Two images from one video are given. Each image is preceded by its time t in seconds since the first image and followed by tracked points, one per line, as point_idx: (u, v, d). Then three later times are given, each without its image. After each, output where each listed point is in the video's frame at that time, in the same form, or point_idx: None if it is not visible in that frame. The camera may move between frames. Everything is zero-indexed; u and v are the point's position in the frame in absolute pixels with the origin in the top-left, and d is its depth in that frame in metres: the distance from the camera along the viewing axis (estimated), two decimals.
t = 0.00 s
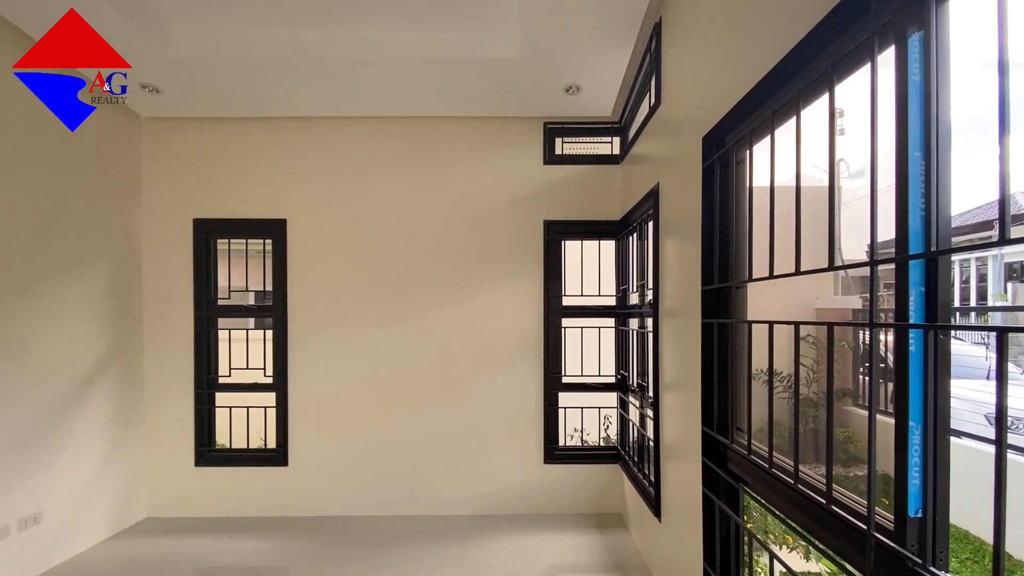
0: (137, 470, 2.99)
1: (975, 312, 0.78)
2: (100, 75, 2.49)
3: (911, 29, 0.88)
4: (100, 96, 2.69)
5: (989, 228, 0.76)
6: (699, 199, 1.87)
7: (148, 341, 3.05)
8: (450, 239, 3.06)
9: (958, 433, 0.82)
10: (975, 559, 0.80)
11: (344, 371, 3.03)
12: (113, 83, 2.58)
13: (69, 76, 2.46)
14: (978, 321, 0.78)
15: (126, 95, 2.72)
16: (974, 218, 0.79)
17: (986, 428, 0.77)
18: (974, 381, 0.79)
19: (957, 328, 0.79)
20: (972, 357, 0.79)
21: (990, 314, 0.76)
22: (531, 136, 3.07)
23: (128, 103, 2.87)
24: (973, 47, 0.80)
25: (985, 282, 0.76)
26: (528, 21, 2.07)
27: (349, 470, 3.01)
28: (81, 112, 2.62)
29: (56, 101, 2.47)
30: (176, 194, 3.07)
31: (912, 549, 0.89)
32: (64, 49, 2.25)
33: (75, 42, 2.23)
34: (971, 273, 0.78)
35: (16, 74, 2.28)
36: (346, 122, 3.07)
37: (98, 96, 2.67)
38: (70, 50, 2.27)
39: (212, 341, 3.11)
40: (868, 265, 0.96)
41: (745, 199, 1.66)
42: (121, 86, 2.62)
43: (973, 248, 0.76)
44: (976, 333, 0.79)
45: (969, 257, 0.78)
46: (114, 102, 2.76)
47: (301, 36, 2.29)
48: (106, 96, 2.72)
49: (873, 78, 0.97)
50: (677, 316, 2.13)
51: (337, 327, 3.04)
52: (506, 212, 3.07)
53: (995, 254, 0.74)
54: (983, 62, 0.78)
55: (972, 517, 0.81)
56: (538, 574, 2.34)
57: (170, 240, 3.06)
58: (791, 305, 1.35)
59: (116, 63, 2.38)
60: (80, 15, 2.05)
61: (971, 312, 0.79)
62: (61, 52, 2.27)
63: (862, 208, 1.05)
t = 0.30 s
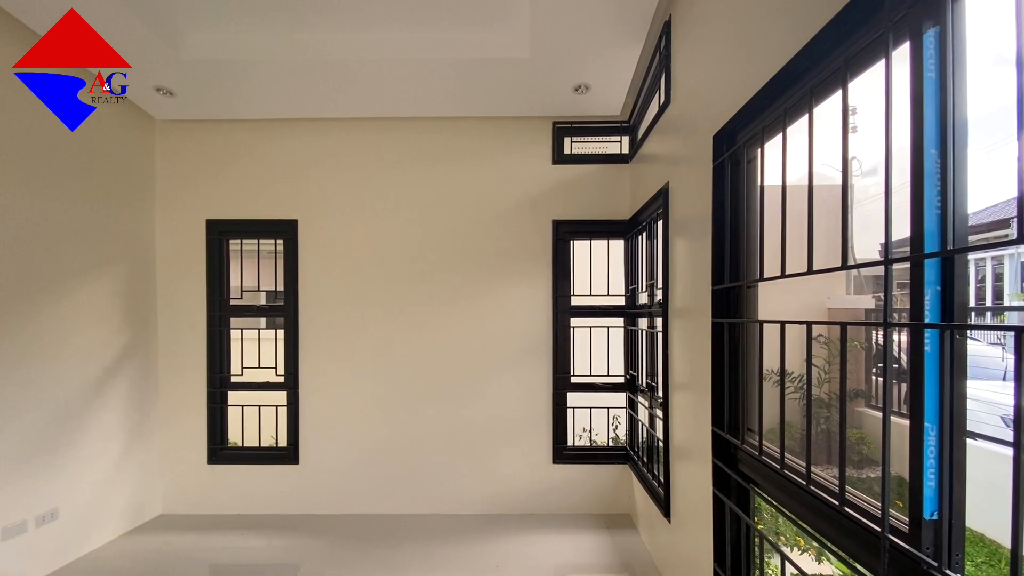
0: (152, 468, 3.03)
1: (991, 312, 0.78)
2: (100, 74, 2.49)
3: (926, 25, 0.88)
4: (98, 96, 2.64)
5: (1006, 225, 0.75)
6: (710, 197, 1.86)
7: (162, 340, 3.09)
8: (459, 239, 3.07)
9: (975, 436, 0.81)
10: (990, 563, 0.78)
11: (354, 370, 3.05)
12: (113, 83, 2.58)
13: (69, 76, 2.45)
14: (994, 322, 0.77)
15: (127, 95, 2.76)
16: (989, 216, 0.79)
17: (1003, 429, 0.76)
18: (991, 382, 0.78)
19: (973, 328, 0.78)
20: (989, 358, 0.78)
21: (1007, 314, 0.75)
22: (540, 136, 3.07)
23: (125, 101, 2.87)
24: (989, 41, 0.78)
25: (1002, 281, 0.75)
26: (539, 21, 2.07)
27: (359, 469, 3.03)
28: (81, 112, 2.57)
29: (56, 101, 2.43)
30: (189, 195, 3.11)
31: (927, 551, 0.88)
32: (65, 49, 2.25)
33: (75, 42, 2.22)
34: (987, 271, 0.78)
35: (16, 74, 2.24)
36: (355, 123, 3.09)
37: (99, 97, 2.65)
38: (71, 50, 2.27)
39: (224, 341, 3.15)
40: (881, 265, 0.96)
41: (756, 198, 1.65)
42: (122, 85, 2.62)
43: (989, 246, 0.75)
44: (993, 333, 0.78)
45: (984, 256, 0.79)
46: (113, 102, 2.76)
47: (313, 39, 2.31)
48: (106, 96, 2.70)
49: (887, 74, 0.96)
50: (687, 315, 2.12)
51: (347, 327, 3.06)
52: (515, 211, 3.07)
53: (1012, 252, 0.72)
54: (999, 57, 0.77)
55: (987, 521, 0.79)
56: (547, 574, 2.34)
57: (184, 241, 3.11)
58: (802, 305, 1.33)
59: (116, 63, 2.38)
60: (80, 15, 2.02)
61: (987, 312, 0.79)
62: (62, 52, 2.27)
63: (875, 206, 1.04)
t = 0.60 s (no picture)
0: (166, 466, 3.08)
1: (1009, 312, 0.77)
2: (99, 74, 2.50)
3: (942, 22, 0.87)
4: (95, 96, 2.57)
5: (1020, 225, 0.75)
6: (720, 196, 1.85)
7: (176, 340, 3.14)
8: (468, 240, 3.08)
9: (992, 438, 0.80)
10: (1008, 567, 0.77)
11: (364, 370, 3.07)
12: (113, 83, 2.58)
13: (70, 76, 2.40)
14: (1012, 322, 0.76)
15: (125, 96, 2.72)
16: (1005, 215, 0.77)
17: (1021, 432, 0.75)
18: (1009, 383, 0.77)
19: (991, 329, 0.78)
20: (1006, 360, 0.77)
21: None
22: (549, 136, 3.07)
23: (127, 102, 2.81)
24: (1006, 37, 0.77)
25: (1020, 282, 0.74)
26: (549, 21, 2.07)
27: (368, 468, 3.05)
28: (82, 113, 2.50)
29: (56, 101, 2.37)
30: (202, 197, 3.16)
31: (944, 555, 0.87)
32: (65, 50, 2.25)
33: (75, 43, 2.22)
34: (1004, 271, 0.77)
35: (16, 74, 2.19)
36: (365, 125, 3.12)
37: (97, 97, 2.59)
38: (71, 51, 2.27)
39: (237, 341, 3.18)
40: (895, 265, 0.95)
41: (767, 198, 1.63)
42: (120, 85, 2.60)
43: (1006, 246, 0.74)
44: (1010, 334, 0.77)
45: (1003, 255, 0.78)
46: (113, 102, 2.70)
47: (325, 41, 2.33)
48: (106, 96, 2.65)
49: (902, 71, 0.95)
50: (698, 315, 2.10)
51: (357, 327, 3.08)
52: (524, 212, 3.08)
53: None
54: (1017, 54, 0.76)
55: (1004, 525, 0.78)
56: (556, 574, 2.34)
57: (198, 241, 3.15)
58: (813, 305, 1.33)
59: (116, 63, 2.38)
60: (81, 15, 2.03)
61: (1004, 313, 0.78)
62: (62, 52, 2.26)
63: (889, 204, 1.03)
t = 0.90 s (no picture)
0: (180, 464, 3.12)
1: None
2: (100, 74, 2.51)
3: (959, 17, 0.85)
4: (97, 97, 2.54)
5: None
6: (731, 195, 1.83)
7: (190, 339, 3.18)
8: (477, 240, 3.09)
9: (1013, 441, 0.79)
10: None
11: (375, 370, 3.09)
12: (113, 83, 2.59)
13: (70, 77, 2.37)
14: None
15: (126, 96, 2.68)
16: None
17: None
18: None
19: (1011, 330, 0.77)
20: None
21: None
22: (558, 136, 3.07)
23: (127, 102, 2.75)
24: None
25: None
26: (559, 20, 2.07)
27: (378, 467, 3.07)
28: (82, 113, 2.46)
29: (56, 101, 2.33)
30: (215, 198, 3.20)
31: (962, 559, 0.85)
32: (66, 49, 2.24)
33: (76, 42, 2.22)
34: None
35: (16, 74, 2.15)
36: (375, 126, 3.14)
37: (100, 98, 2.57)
38: (72, 50, 2.26)
39: (249, 340, 3.22)
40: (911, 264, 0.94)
41: (779, 196, 1.62)
42: (119, 85, 2.62)
43: None
44: None
45: (1022, 254, 0.77)
46: (114, 103, 2.66)
47: (336, 44, 2.36)
48: (106, 96, 2.60)
49: (919, 67, 0.94)
50: (708, 316, 2.09)
51: (367, 327, 3.10)
52: (533, 212, 3.08)
53: None
54: None
55: None
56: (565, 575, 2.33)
57: (211, 242, 3.19)
58: (825, 304, 1.31)
59: (116, 62, 2.38)
60: (80, 15, 2.02)
61: None
62: (63, 52, 2.25)
63: (903, 202, 1.02)
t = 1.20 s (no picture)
0: (194, 461, 3.16)
1: None
2: (100, 74, 2.49)
3: (980, 12, 0.84)
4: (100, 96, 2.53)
5: None
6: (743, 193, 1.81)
7: (204, 339, 3.22)
8: (486, 239, 3.09)
9: None
10: None
11: (385, 369, 3.11)
12: (113, 83, 2.56)
13: (70, 77, 2.35)
14: None
15: (126, 96, 2.65)
16: None
17: None
18: None
19: None
20: None
21: None
22: (568, 136, 3.07)
23: (127, 102, 2.68)
24: None
25: None
26: (569, 20, 2.06)
27: (388, 466, 3.08)
28: (82, 112, 2.43)
29: (55, 101, 2.30)
30: (228, 200, 3.24)
31: (981, 562, 0.84)
32: (67, 49, 2.26)
33: (76, 42, 2.24)
34: None
35: (16, 74, 2.13)
36: (385, 127, 3.15)
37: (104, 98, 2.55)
38: (72, 50, 2.28)
39: (261, 340, 3.25)
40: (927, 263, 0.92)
41: (792, 195, 1.60)
42: (119, 85, 2.59)
43: None
44: None
45: None
46: (113, 103, 2.60)
47: (346, 45, 2.37)
48: (106, 96, 2.56)
49: (937, 63, 0.92)
50: (719, 316, 2.07)
51: (377, 327, 3.12)
52: (543, 212, 3.08)
53: None
54: None
55: None
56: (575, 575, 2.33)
57: (224, 243, 3.23)
58: (839, 303, 1.29)
59: (116, 62, 2.40)
60: (81, 15, 2.05)
61: None
62: (64, 53, 2.26)
63: (918, 201, 1.00)
